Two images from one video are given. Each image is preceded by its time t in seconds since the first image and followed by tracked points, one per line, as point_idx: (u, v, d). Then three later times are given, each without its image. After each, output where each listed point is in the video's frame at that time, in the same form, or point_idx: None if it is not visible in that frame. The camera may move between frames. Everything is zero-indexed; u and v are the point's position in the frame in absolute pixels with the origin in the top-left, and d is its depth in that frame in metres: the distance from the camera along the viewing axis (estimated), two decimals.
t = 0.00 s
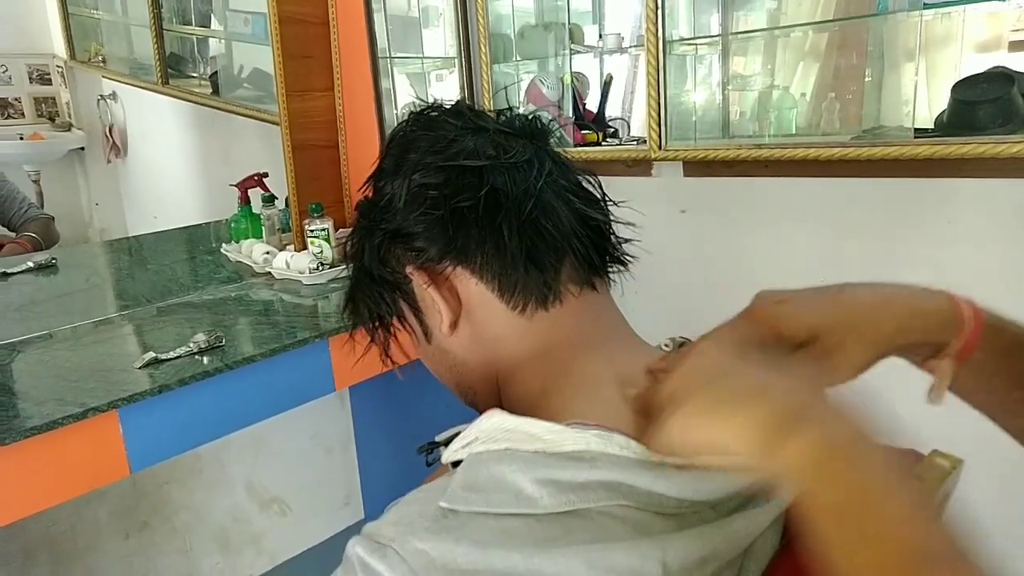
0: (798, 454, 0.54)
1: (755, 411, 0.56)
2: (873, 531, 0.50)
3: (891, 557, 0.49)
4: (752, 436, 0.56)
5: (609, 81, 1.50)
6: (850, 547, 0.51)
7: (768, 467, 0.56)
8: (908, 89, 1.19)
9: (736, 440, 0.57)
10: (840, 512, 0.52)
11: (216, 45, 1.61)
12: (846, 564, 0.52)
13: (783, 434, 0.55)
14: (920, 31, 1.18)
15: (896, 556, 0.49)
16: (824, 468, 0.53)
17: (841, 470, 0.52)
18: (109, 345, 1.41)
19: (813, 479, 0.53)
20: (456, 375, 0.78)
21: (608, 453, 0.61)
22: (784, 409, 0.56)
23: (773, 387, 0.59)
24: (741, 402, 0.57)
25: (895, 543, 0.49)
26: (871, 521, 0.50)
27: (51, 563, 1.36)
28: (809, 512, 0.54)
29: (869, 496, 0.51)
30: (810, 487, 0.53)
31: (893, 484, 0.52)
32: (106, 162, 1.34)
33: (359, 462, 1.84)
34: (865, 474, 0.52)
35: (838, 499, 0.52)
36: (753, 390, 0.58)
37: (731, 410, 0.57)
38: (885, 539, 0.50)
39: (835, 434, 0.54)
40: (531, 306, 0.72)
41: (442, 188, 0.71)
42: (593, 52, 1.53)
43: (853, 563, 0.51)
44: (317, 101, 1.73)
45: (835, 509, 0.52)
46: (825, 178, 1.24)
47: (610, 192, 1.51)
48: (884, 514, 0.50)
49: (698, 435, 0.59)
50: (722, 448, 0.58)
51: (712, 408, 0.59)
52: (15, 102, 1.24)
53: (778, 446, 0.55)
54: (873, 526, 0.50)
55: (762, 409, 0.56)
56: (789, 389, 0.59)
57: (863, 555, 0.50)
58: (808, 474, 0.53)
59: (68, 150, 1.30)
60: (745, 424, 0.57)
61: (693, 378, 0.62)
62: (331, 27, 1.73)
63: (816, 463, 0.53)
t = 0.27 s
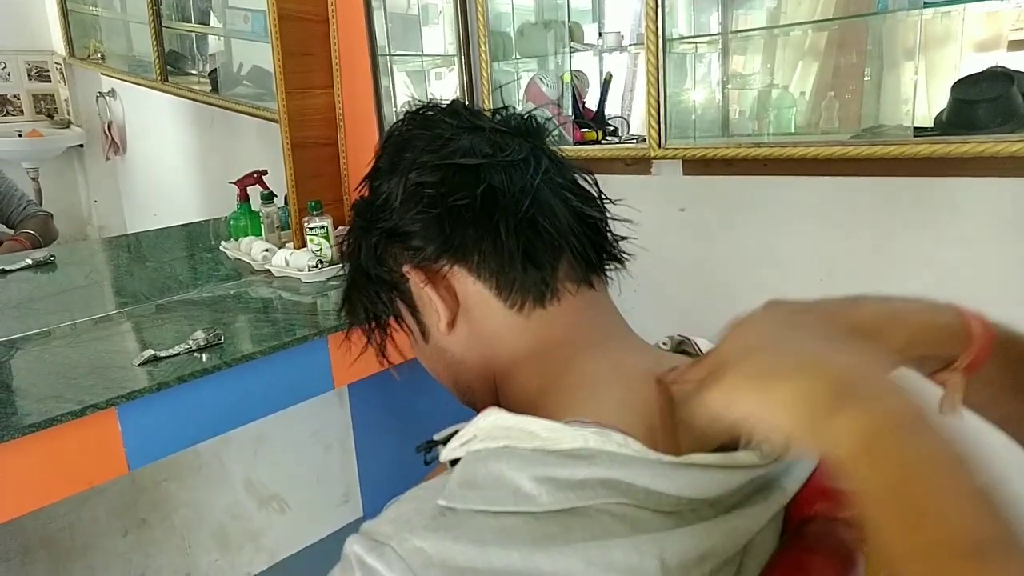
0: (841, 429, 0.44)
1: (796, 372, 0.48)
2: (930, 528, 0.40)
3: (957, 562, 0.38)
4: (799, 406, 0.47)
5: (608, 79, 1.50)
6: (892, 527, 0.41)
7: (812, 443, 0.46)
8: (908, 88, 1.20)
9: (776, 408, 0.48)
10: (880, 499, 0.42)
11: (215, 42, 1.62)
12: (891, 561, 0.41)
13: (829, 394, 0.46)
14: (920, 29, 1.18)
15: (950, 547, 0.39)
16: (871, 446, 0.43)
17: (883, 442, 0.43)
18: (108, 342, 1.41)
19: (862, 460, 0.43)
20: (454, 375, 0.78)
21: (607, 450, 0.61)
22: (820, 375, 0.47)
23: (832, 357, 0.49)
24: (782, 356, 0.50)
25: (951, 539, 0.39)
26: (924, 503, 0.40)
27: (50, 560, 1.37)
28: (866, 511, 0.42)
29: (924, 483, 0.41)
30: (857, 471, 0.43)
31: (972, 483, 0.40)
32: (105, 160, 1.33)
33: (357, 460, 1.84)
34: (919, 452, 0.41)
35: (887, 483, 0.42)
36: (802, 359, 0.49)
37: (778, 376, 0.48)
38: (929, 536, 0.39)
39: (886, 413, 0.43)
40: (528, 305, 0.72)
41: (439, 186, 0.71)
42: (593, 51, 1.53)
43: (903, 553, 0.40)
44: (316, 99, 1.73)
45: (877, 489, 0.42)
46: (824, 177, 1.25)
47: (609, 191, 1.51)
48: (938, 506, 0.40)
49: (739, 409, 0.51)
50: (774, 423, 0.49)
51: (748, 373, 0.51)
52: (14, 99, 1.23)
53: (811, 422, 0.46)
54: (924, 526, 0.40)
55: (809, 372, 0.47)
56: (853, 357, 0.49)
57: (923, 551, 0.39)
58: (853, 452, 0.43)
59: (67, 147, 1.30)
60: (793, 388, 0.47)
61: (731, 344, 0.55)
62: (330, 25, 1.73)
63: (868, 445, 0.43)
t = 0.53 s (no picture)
0: (816, 443, 0.48)
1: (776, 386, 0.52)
2: (901, 529, 0.43)
3: (918, 557, 0.42)
4: (776, 422, 0.51)
5: (608, 79, 1.50)
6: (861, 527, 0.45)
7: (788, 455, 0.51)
8: (908, 88, 1.19)
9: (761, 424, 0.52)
10: (852, 504, 0.46)
11: (214, 42, 1.62)
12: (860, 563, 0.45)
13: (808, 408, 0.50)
14: (920, 28, 1.18)
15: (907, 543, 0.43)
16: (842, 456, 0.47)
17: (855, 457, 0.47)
18: (107, 343, 1.41)
19: (834, 471, 0.47)
20: (453, 374, 0.78)
21: (606, 450, 0.61)
22: (798, 394, 0.51)
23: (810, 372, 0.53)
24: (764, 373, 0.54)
25: (927, 542, 0.43)
26: (892, 511, 0.44)
27: (49, 561, 1.36)
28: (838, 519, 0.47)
29: (890, 493, 0.45)
30: (832, 483, 0.47)
31: (930, 488, 0.45)
32: (104, 160, 1.33)
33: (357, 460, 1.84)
34: (888, 462, 0.46)
35: (856, 491, 0.46)
36: (782, 374, 0.53)
37: (757, 393, 0.53)
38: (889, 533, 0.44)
39: (857, 431, 0.47)
40: (529, 304, 0.72)
41: (440, 186, 0.71)
42: (593, 51, 1.53)
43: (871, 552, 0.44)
44: (315, 99, 1.73)
45: (848, 493, 0.46)
46: (823, 177, 1.25)
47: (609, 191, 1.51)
48: (903, 507, 0.44)
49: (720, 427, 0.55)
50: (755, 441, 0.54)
51: (721, 390, 0.56)
52: (14, 100, 1.23)
53: (790, 438, 0.50)
54: (888, 525, 0.44)
55: (789, 390, 0.52)
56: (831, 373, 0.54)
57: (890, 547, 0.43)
58: (825, 463, 0.47)
59: (66, 147, 1.30)
60: (775, 405, 0.52)
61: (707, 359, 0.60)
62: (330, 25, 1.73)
63: (837, 456, 0.47)
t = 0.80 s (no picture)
0: (776, 398, 0.47)
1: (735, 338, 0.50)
2: (858, 485, 0.44)
3: (874, 510, 0.43)
4: (740, 376, 0.48)
5: (609, 78, 1.50)
6: (819, 482, 0.45)
7: (748, 409, 0.49)
8: (910, 87, 1.19)
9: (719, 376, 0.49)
10: (811, 460, 0.45)
11: (215, 42, 1.61)
12: (817, 513, 0.45)
13: (772, 362, 0.48)
14: (921, 28, 1.18)
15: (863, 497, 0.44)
16: (802, 410, 0.46)
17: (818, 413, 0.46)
18: (109, 343, 1.41)
19: (795, 428, 0.46)
20: (455, 375, 0.78)
21: (610, 450, 0.62)
22: (757, 349, 0.49)
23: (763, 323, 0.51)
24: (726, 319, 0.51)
25: (882, 490, 0.43)
26: (850, 466, 0.44)
27: (51, 560, 1.37)
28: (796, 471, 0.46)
29: (847, 448, 0.45)
30: (793, 435, 0.46)
31: (885, 438, 0.45)
32: (106, 160, 1.33)
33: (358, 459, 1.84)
34: (845, 416, 0.45)
35: (813, 446, 0.45)
36: (744, 326, 0.50)
37: (721, 344, 0.49)
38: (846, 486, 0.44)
39: (817, 389, 0.46)
40: (530, 303, 0.71)
41: (441, 186, 0.71)
42: (594, 50, 1.53)
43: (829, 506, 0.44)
44: (316, 99, 1.73)
45: (808, 445, 0.46)
46: (825, 176, 1.25)
47: (610, 190, 1.51)
48: (858, 462, 0.44)
49: (677, 379, 0.51)
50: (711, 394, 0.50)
51: (699, 343, 0.50)
52: (15, 100, 1.23)
53: (749, 392, 0.48)
54: (846, 481, 0.44)
55: (751, 343, 0.49)
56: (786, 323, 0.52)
57: (846, 501, 0.44)
58: (787, 420, 0.46)
59: (68, 148, 1.30)
60: (738, 357, 0.49)
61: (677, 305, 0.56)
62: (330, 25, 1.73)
63: (799, 413, 0.46)
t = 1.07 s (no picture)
0: (750, 365, 0.46)
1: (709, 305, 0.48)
2: (832, 440, 0.43)
3: (845, 464, 0.42)
4: (718, 344, 0.47)
5: (611, 75, 1.48)
6: (793, 440, 0.44)
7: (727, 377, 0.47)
8: (914, 84, 1.18)
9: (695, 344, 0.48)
10: (782, 416, 0.44)
11: (214, 39, 1.60)
12: (792, 473, 0.44)
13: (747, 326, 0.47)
14: (926, 24, 1.17)
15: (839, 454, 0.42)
16: (776, 371, 0.45)
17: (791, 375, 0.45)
18: (106, 342, 1.40)
19: (769, 390, 0.45)
20: (455, 376, 0.77)
21: (613, 451, 0.60)
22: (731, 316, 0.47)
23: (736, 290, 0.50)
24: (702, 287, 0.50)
25: (850, 447, 0.42)
26: (825, 424, 0.43)
27: (47, 561, 1.35)
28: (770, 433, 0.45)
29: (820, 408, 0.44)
30: (765, 396, 0.45)
31: (858, 396, 0.44)
32: (103, 157, 1.32)
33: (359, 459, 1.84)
34: (818, 375, 0.44)
35: (787, 405, 0.44)
36: (719, 295, 0.49)
37: (696, 315, 0.48)
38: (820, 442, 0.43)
39: (790, 351, 0.45)
40: (531, 305, 0.70)
41: (441, 186, 0.70)
42: (596, 47, 1.51)
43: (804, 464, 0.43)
44: (316, 96, 1.72)
45: (779, 405, 0.45)
46: (830, 174, 1.23)
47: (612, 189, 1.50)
48: (833, 418, 0.43)
49: (655, 351, 0.49)
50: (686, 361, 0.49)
51: (675, 315, 0.48)
52: (12, 97, 1.22)
53: (724, 358, 0.47)
54: (819, 439, 0.43)
55: (724, 312, 0.48)
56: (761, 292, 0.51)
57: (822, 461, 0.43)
58: (761, 382, 0.45)
59: (65, 145, 1.28)
60: (714, 324, 0.47)
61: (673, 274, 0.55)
62: (330, 21, 1.71)
63: (773, 375, 0.45)
